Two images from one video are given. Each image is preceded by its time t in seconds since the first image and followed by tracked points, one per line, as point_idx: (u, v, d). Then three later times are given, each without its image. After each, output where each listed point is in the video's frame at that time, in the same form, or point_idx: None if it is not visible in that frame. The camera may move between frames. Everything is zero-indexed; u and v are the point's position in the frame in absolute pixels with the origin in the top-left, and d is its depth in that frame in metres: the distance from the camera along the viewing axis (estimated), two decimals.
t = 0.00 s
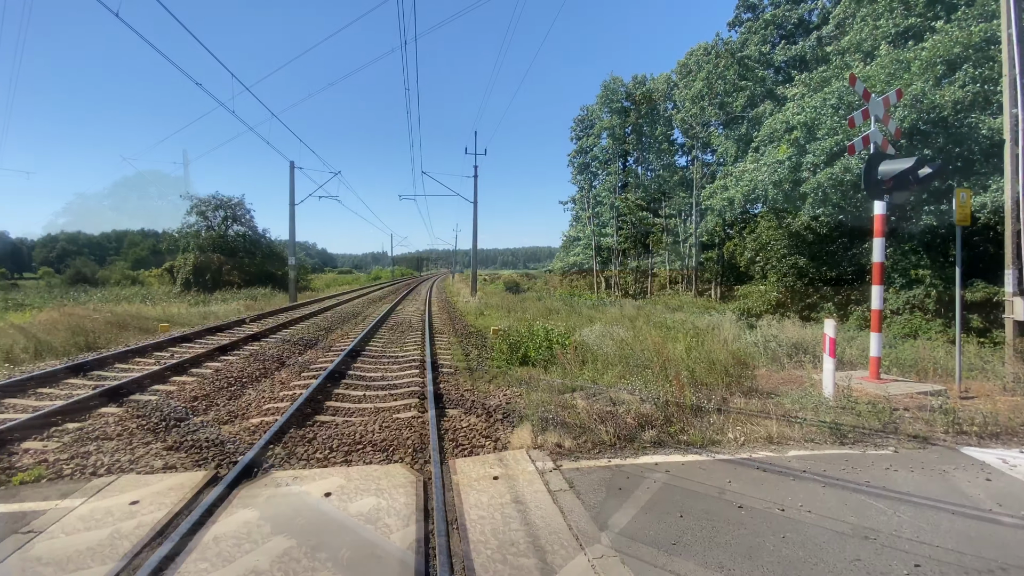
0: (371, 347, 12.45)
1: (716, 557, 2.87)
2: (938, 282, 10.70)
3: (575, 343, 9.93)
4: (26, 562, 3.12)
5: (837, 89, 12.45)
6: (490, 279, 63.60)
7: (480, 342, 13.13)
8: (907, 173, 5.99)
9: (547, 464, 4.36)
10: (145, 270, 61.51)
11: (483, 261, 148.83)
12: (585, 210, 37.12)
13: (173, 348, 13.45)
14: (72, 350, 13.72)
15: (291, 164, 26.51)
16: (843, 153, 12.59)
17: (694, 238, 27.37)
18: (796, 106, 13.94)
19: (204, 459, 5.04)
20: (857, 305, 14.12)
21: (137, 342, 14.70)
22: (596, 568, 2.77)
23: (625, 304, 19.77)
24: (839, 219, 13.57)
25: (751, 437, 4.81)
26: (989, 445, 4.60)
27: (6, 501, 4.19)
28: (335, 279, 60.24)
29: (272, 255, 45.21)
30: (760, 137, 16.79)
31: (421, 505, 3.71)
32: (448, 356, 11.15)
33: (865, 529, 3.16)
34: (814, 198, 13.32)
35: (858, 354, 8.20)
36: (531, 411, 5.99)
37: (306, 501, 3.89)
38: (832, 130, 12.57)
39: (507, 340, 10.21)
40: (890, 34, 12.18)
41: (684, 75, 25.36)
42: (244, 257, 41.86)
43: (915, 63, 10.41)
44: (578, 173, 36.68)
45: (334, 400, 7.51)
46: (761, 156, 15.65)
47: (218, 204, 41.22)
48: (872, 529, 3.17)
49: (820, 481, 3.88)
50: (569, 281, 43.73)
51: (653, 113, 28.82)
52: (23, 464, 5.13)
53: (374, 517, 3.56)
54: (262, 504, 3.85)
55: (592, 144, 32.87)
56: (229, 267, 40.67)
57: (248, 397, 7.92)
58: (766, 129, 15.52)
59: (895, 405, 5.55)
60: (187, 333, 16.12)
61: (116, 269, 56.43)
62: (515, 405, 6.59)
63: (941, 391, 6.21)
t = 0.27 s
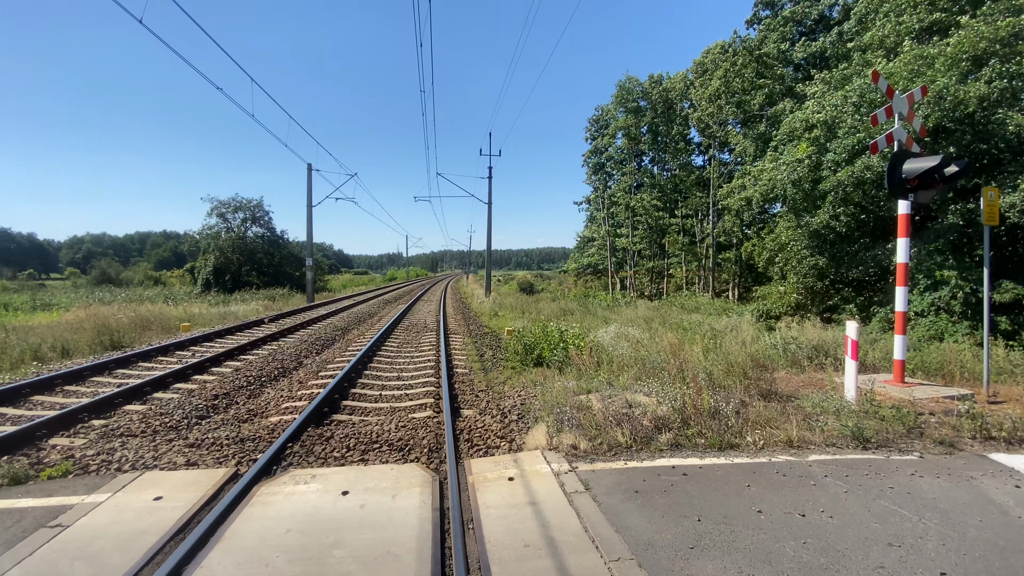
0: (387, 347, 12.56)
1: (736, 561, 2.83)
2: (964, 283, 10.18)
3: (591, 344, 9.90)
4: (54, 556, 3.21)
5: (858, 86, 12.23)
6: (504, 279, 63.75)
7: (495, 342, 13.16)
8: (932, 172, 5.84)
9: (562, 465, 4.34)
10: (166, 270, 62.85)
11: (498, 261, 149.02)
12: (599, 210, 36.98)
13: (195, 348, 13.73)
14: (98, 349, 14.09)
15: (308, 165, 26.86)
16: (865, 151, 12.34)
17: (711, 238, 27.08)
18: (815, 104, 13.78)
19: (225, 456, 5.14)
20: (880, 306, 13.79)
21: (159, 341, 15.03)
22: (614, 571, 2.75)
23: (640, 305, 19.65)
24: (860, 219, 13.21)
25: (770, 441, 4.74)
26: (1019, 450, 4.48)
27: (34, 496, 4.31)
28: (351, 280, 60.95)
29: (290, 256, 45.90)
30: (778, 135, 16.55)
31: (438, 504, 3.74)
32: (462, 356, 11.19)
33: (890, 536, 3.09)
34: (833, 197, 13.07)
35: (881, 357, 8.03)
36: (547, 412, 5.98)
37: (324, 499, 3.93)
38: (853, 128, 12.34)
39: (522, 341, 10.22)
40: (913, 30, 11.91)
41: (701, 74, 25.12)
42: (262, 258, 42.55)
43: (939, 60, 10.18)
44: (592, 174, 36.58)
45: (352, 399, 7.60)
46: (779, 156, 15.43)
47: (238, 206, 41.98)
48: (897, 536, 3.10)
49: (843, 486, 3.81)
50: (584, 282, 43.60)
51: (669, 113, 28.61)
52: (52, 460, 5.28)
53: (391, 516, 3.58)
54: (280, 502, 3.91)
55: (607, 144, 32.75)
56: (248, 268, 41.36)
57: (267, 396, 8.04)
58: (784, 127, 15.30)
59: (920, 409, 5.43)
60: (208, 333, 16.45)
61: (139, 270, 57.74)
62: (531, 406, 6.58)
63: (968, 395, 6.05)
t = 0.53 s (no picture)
0: (406, 346, 12.68)
1: (760, 567, 2.78)
2: (999, 284, 9.81)
3: (611, 344, 9.83)
4: (88, 548, 3.32)
5: (886, 81, 11.90)
6: (522, 280, 63.81)
7: (514, 342, 13.17)
8: (966, 169, 5.64)
9: (582, 467, 4.32)
10: (192, 270, 64.45)
11: (516, 261, 149.06)
12: (618, 210, 36.72)
13: (221, 346, 14.05)
14: (128, 347, 14.51)
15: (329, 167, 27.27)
16: (894, 148, 12.01)
17: (733, 238, 26.65)
18: (841, 100, 13.36)
19: (250, 452, 5.25)
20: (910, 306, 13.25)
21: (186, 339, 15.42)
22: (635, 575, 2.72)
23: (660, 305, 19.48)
24: (888, 217, 12.90)
25: (794, 445, 4.65)
26: None
27: (70, 489, 4.46)
28: (371, 280, 61.64)
29: (311, 256, 46.64)
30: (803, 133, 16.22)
31: (458, 504, 3.75)
32: (481, 356, 11.22)
33: (922, 544, 3.00)
34: (861, 196, 12.79)
35: (910, 360, 7.81)
36: (567, 412, 5.96)
37: (346, 496, 3.99)
38: (881, 124, 12.02)
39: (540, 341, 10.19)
40: (943, 23, 11.56)
41: (722, 71, 24.73)
42: (285, 258, 43.30)
43: (972, 53, 9.84)
44: (611, 173, 36.33)
45: (372, 398, 7.68)
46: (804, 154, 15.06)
47: (261, 208, 42.79)
48: (930, 544, 3.00)
49: (871, 492, 3.71)
50: (603, 282, 43.34)
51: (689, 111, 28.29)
52: (85, 454, 5.45)
53: (412, 514, 3.61)
54: (304, 498, 3.98)
55: (626, 143, 32.50)
56: (271, 268, 42.15)
57: (290, 394, 8.19)
58: (809, 123, 14.91)
59: (953, 413, 5.26)
60: (233, 331, 16.81)
61: (167, 270, 59.29)
62: (550, 407, 6.57)
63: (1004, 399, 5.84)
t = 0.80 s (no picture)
0: (428, 346, 12.78)
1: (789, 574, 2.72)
2: None
3: (633, 345, 9.73)
4: (123, 539, 3.43)
5: (920, 75, 11.54)
6: (542, 280, 63.77)
7: (535, 342, 13.14)
8: (1005, 166, 5.39)
9: (604, 468, 4.29)
10: (221, 270, 66.12)
11: (536, 261, 149.04)
12: (640, 210, 36.38)
13: (248, 344, 14.39)
14: (160, 344, 14.97)
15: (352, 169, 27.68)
16: (928, 144, 11.64)
17: (758, 237, 26.14)
18: (872, 95, 12.94)
19: (277, 448, 5.36)
20: (946, 308, 12.56)
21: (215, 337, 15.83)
22: None
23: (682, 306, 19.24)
24: (922, 214, 12.52)
25: (823, 449, 4.54)
26: None
27: (106, 481, 4.62)
28: (392, 280, 62.38)
29: (335, 256, 47.42)
30: (832, 129, 15.81)
31: (481, 503, 3.77)
32: (502, 356, 11.24)
33: (959, 554, 2.90)
34: (893, 193, 12.44)
35: (946, 363, 7.53)
36: (588, 413, 5.93)
37: (370, 492, 4.04)
38: (914, 119, 11.66)
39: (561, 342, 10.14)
40: (980, 15, 11.16)
41: (747, 67, 24.29)
42: (309, 258, 44.09)
43: (1010, 44, 9.46)
44: (633, 172, 36.02)
45: (394, 396, 7.76)
46: (833, 151, 14.67)
47: (287, 209, 43.67)
48: (968, 554, 2.89)
49: (904, 499, 3.60)
50: (624, 282, 42.98)
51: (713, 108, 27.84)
52: (121, 448, 5.65)
53: (434, 512, 3.64)
54: (329, 494, 4.05)
55: (648, 142, 32.19)
56: (296, 268, 42.97)
57: (315, 392, 8.34)
58: (838, 119, 14.51)
59: (992, 419, 5.06)
60: (260, 330, 17.19)
61: (196, 270, 61.00)
62: (572, 407, 6.55)
63: None
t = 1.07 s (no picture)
0: (449, 345, 12.86)
1: None
2: None
3: (656, 346, 9.62)
4: (158, 530, 3.55)
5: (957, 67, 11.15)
6: (563, 280, 63.55)
7: (556, 343, 13.10)
8: None
9: (627, 470, 4.26)
10: (248, 270, 67.74)
11: (557, 261, 148.59)
12: (663, 209, 35.95)
13: (275, 342, 14.70)
14: (190, 342, 15.41)
15: (375, 170, 28.05)
16: (965, 139, 11.23)
17: (785, 236, 25.57)
18: (905, 89, 12.54)
19: (303, 444, 5.47)
20: (985, 309, 12.09)
21: (243, 335, 16.23)
22: None
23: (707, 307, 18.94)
24: (960, 211, 12.07)
25: (854, 455, 4.41)
26: None
27: (142, 474, 4.78)
28: (414, 280, 62.92)
29: (358, 257, 48.05)
30: (863, 125, 15.39)
31: (503, 503, 3.78)
32: (523, 356, 11.24)
33: (999, 565, 2.79)
34: (928, 190, 12.03)
35: (985, 367, 7.25)
36: (610, 414, 5.89)
37: (394, 490, 4.09)
38: (950, 113, 11.25)
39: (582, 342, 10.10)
40: (1022, 4, 10.73)
41: (773, 62, 23.78)
42: (332, 258, 44.78)
43: None
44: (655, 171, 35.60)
45: (416, 394, 7.84)
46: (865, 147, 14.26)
47: (312, 210, 44.45)
48: (1009, 565, 2.78)
49: (941, 507, 3.48)
50: (646, 282, 42.53)
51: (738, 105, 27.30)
52: (155, 442, 5.84)
53: (457, 510, 3.67)
54: (354, 490, 4.11)
55: (671, 140, 31.79)
56: (320, 268, 43.71)
57: (339, 390, 8.47)
58: (870, 114, 14.11)
59: None
60: (285, 328, 17.52)
61: (224, 270, 62.52)
62: (593, 408, 6.51)
63: None
